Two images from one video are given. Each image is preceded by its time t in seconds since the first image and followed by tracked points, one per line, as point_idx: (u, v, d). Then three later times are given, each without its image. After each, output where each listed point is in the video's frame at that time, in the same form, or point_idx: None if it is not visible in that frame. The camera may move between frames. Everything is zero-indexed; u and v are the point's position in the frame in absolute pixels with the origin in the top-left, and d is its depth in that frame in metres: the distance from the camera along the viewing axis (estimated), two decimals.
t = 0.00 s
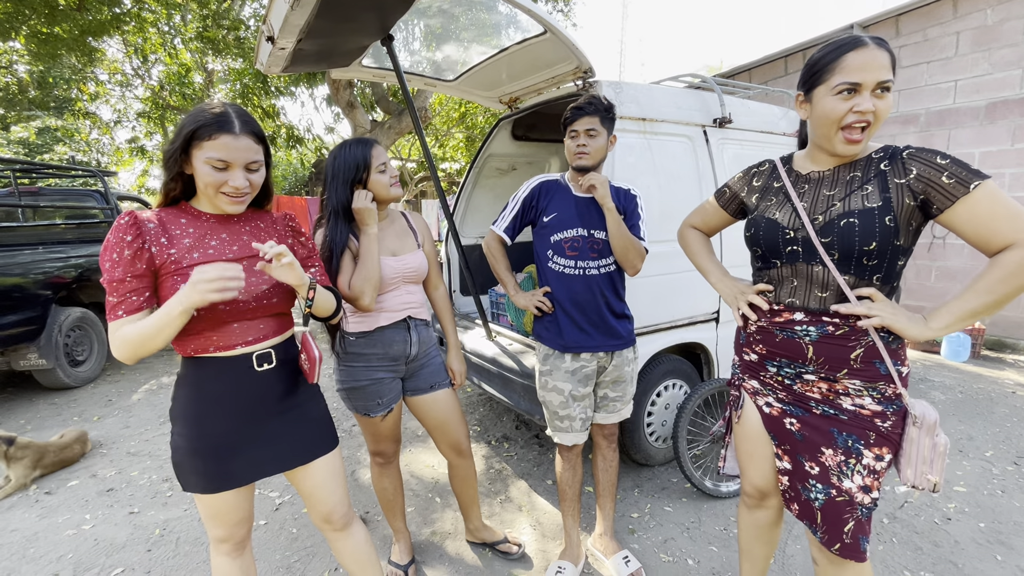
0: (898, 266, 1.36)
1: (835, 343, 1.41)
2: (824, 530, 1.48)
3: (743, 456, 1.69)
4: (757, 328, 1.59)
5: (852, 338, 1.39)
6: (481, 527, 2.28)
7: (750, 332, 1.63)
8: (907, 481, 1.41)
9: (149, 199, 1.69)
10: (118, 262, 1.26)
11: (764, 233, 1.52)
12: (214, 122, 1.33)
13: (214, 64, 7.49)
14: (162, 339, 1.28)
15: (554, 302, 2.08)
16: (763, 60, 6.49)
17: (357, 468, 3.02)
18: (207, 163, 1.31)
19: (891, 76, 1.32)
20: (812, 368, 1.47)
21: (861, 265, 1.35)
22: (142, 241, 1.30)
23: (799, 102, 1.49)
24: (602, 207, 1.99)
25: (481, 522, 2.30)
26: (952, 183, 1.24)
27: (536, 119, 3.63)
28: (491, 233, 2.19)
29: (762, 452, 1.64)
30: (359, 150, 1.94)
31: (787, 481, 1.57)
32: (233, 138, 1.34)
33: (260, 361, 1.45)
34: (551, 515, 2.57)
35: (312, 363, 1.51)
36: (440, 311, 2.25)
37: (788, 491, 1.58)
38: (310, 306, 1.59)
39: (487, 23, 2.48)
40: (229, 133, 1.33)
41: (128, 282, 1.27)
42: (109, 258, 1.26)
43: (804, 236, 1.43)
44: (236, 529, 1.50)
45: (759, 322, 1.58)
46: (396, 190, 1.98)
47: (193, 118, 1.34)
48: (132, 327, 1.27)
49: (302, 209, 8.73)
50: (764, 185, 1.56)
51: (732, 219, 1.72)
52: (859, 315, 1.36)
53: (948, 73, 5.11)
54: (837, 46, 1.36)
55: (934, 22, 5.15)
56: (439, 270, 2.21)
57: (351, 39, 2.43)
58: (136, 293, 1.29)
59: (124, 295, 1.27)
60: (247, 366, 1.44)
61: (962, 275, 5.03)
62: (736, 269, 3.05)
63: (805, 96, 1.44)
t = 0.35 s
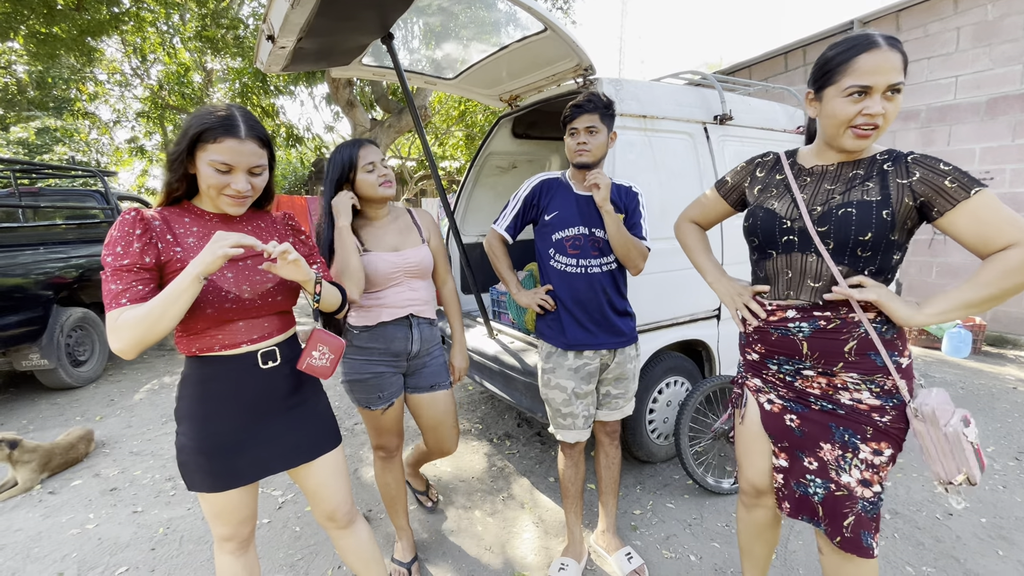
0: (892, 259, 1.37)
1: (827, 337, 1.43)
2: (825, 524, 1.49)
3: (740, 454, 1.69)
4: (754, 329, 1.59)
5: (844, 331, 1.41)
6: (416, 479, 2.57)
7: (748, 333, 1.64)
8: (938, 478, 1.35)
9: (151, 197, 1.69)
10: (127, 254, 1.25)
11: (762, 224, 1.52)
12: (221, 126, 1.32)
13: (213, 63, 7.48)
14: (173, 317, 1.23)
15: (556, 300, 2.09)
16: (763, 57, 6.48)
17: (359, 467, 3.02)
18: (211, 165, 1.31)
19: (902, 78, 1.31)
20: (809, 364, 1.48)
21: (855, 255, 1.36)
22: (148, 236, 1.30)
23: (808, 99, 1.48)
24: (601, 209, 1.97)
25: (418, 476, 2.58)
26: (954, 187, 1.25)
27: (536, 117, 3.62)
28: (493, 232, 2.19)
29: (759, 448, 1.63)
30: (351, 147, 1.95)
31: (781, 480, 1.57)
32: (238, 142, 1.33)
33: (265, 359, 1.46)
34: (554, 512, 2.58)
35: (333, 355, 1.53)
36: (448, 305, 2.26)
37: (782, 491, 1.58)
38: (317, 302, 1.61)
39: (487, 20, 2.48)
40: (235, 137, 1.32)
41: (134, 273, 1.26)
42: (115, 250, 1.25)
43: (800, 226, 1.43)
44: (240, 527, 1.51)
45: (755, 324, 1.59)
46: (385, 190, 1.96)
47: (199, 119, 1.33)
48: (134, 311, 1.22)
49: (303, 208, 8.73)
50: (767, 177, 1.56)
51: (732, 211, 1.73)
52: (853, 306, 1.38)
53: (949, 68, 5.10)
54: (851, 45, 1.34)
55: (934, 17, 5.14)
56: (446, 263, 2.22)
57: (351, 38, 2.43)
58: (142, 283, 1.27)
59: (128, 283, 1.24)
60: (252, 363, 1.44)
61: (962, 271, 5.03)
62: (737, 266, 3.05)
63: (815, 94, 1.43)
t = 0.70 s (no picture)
0: (897, 267, 1.37)
1: (834, 335, 1.42)
2: (836, 530, 1.46)
3: (738, 458, 1.67)
4: (758, 330, 1.59)
5: (852, 330, 1.40)
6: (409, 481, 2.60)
7: (752, 335, 1.63)
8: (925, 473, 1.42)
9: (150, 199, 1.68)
10: (126, 254, 1.25)
11: (765, 235, 1.52)
12: (223, 129, 1.31)
13: (211, 62, 7.46)
14: (170, 316, 1.22)
15: (556, 299, 2.08)
16: (762, 54, 6.47)
17: (360, 467, 3.02)
18: (212, 167, 1.30)
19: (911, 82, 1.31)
20: (815, 361, 1.47)
21: (859, 269, 1.37)
22: (147, 237, 1.30)
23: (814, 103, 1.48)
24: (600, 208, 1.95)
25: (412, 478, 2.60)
26: (956, 196, 1.24)
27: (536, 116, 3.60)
28: (492, 230, 2.19)
29: (762, 456, 1.61)
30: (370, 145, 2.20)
31: (788, 485, 1.56)
32: (240, 144, 1.32)
33: (265, 360, 1.45)
34: (555, 512, 2.58)
35: (339, 351, 1.65)
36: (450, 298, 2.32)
37: (790, 497, 1.55)
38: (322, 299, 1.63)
39: (486, 19, 2.48)
40: (237, 140, 1.32)
41: (132, 273, 1.25)
42: (114, 251, 1.24)
43: (803, 240, 1.43)
44: (242, 529, 1.51)
45: (758, 324, 1.59)
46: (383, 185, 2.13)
47: (201, 121, 1.32)
48: (132, 311, 1.21)
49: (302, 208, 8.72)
50: (769, 183, 1.55)
51: (735, 213, 1.73)
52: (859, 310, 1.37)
53: (949, 65, 5.09)
54: (858, 49, 1.34)
55: (934, 13, 5.12)
56: (451, 256, 2.33)
57: (349, 37, 2.42)
58: (140, 284, 1.26)
59: (126, 284, 1.24)
60: (252, 364, 1.44)
61: (962, 268, 5.03)
62: (738, 265, 3.05)
63: (822, 96, 1.43)
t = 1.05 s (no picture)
0: (902, 267, 1.36)
1: (848, 342, 1.41)
2: (827, 530, 1.46)
3: (739, 450, 1.68)
4: (768, 329, 1.57)
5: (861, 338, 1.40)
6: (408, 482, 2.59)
7: (759, 331, 1.62)
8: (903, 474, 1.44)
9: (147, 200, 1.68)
10: (124, 257, 1.24)
11: (770, 239, 1.52)
12: (220, 130, 1.30)
13: (208, 62, 7.44)
14: (173, 322, 1.22)
15: (555, 299, 2.08)
16: (760, 52, 6.46)
17: (360, 467, 3.02)
18: (209, 169, 1.30)
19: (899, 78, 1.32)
20: (822, 365, 1.47)
21: (865, 268, 1.36)
22: (144, 239, 1.29)
23: (806, 99, 1.48)
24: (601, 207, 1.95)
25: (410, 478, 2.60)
26: (951, 185, 1.24)
27: (535, 115, 3.59)
28: (491, 230, 2.18)
29: (766, 447, 1.61)
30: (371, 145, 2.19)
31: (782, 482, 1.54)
32: (238, 146, 1.31)
33: (263, 363, 1.45)
34: (555, 511, 2.57)
35: (330, 355, 1.64)
36: (443, 300, 2.33)
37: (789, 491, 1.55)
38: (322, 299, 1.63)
39: (483, 17, 2.47)
40: (235, 142, 1.31)
41: (131, 276, 1.24)
42: (111, 254, 1.24)
43: (808, 241, 1.42)
44: (241, 531, 1.50)
45: (767, 324, 1.57)
46: (384, 188, 2.15)
47: (198, 122, 1.31)
48: (134, 317, 1.21)
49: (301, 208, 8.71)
50: (768, 188, 1.54)
51: (734, 220, 1.72)
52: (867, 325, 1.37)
53: (947, 62, 5.08)
54: (849, 46, 1.34)
55: (931, 11, 5.11)
56: (446, 258, 2.33)
57: (347, 37, 2.42)
58: (139, 288, 1.26)
59: (125, 288, 1.23)
60: (250, 366, 1.43)
61: (961, 265, 5.03)
62: (737, 263, 3.04)
63: (812, 93, 1.43)
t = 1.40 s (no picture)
0: (897, 262, 1.36)
1: (834, 337, 1.42)
2: (827, 523, 1.47)
3: (739, 448, 1.66)
4: (757, 327, 1.58)
5: (852, 331, 1.40)
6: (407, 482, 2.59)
7: (750, 329, 1.63)
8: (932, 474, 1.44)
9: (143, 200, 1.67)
10: (119, 258, 1.23)
11: (767, 224, 1.52)
12: (214, 130, 1.30)
13: (206, 62, 7.43)
14: (172, 324, 1.22)
15: (554, 298, 2.07)
16: (759, 51, 6.46)
17: (359, 468, 3.01)
18: (203, 170, 1.29)
19: (841, 81, 1.33)
20: (811, 361, 1.47)
21: (859, 257, 1.36)
22: (139, 240, 1.28)
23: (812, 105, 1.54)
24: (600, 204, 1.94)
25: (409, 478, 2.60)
26: (960, 183, 1.23)
27: (533, 115, 3.58)
28: (491, 230, 2.17)
29: (766, 445, 1.60)
30: (371, 145, 2.18)
31: (787, 474, 1.56)
32: (232, 147, 1.30)
33: (261, 364, 1.44)
34: (555, 511, 2.57)
35: (332, 352, 1.65)
36: (441, 295, 2.33)
37: (791, 484, 1.57)
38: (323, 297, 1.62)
39: (481, 17, 2.47)
40: (229, 142, 1.30)
41: (127, 278, 1.24)
42: (106, 255, 1.23)
43: (805, 226, 1.43)
44: (240, 533, 1.50)
45: (757, 321, 1.58)
46: (384, 188, 2.14)
47: (192, 123, 1.31)
48: (131, 319, 1.21)
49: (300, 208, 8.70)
50: (774, 174, 1.56)
51: (739, 208, 1.71)
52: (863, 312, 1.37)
53: (946, 60, 5.08)
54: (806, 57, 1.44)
55: (930, 9, 5.11)
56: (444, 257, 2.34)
57: (345, 36, 2.41)
58: (135, 290, 1.25)
59: (121, 290, 1.23)
60: (247, 368, 1.43)
61: (960, 263, 5.03)
62: (736, 262, 3.04)
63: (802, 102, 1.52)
